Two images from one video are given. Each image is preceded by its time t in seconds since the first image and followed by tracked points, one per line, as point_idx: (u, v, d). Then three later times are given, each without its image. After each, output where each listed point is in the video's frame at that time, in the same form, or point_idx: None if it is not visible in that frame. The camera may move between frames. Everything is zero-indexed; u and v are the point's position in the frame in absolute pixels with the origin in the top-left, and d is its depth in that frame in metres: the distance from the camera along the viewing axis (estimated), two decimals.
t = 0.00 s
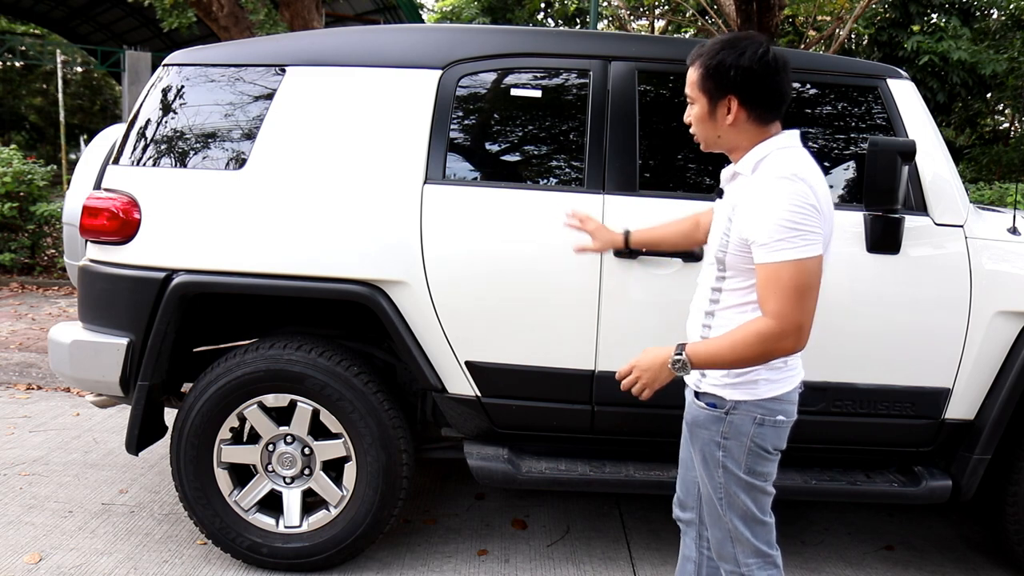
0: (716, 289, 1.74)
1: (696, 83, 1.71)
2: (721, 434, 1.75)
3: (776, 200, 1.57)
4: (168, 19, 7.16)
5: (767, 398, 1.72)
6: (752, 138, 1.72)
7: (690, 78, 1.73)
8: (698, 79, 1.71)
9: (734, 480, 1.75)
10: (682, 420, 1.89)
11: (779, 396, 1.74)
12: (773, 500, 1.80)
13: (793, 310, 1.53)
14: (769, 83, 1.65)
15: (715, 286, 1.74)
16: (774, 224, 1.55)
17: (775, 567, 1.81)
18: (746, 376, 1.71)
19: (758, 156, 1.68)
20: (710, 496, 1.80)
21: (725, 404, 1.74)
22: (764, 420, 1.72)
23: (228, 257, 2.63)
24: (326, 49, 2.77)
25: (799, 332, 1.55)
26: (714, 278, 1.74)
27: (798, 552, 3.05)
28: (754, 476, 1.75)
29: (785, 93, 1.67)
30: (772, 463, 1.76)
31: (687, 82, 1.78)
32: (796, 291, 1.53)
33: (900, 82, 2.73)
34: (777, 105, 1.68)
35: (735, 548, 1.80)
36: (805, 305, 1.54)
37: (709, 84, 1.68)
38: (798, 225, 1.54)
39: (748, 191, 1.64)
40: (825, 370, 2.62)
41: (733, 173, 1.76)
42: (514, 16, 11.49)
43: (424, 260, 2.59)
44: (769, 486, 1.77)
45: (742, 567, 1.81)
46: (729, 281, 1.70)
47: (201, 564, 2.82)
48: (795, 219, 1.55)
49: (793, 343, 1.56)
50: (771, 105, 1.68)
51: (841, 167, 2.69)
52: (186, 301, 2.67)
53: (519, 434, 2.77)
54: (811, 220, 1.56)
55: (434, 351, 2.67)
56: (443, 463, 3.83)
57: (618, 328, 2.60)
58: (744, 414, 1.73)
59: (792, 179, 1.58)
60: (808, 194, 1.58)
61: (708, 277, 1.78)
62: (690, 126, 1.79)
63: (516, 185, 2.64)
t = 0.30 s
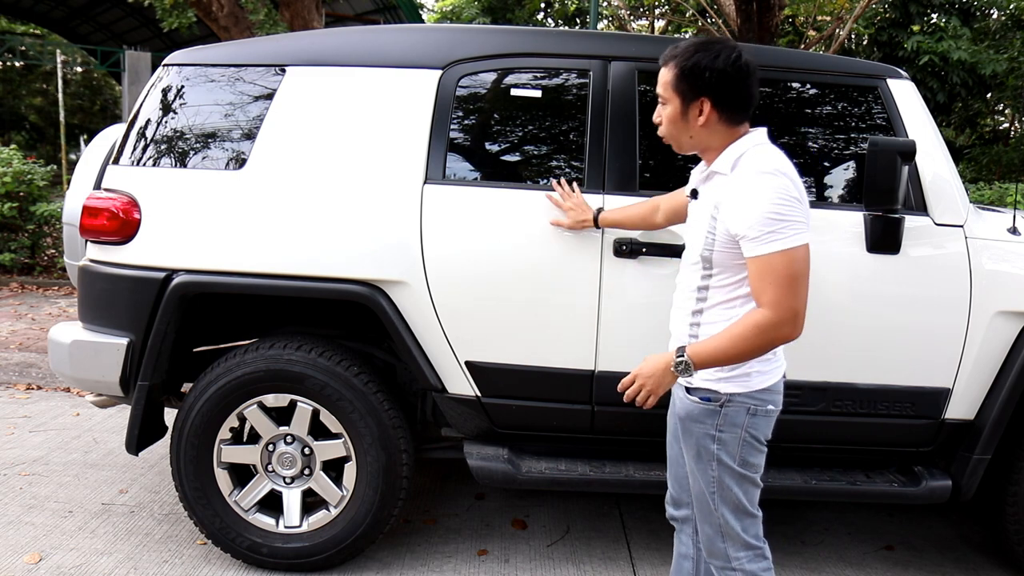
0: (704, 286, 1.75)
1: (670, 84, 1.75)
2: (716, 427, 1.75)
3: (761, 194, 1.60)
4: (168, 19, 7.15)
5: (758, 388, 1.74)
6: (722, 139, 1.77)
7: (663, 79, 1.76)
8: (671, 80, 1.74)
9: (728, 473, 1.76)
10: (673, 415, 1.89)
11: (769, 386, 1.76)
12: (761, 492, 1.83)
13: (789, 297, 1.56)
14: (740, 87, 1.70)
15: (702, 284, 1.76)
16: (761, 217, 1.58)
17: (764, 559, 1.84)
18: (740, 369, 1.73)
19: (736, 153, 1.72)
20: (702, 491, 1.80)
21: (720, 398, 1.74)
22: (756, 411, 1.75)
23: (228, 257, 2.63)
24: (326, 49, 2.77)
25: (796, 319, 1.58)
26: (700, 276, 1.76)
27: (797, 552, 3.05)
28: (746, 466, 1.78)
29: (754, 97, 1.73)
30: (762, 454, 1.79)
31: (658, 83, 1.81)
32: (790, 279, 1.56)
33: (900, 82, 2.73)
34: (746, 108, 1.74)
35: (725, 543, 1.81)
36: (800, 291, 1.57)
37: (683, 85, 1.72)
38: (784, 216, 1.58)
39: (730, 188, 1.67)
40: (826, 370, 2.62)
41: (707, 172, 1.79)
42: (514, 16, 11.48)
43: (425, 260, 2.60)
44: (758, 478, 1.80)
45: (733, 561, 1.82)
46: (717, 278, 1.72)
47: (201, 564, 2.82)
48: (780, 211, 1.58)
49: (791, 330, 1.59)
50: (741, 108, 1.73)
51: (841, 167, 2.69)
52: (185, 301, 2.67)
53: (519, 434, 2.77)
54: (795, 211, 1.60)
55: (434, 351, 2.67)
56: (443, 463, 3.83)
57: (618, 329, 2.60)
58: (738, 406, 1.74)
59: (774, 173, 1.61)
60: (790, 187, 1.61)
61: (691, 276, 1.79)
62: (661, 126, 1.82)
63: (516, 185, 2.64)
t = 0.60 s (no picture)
0: (694, 290, 1.75)
1: (643, 92, 1.75)
2: (715, 421, 1.76)
3: (749, 197, 1.61)
4: (168, 19, 7.14)
5: (752, 381, 1.77)
6: (699, 143, 1.77)
7: (636, 88, 1.76)
8: (644, 88, 1.74)
9: (726, 466, 1.78)
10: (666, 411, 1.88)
11: (760, 378, 1.80)
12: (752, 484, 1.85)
13: (780, 296, 1.58)
14: (712, 92, 1.71)
15: (692, 287, 1.76)
16: (750, 221, 1.59)
17: (758, 552, 1.86)
18: (736, 363, 1.75)
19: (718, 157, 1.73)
20: (700, 486, 1.80)
21: (718, 392, 1.75)
22: (751, 402, 1.78)
23: (228, 257, 2.63)
24: (326, 49, 2.77)
25: (787, 315, 1.60)
26: (688, 279, 1.76)
27: (797, 553, 3.05)
28: (742, 458, 1.80)
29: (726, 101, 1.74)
30: (755, 445, 1.82)
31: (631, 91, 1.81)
32: (781, 279, 1.58)
33: (900, 82, 2.73)
34: (720, 112, 1.74)
35: (722, 538, 1.82)
36: (791, 290, 1.59)
37: (657, 93, 1.72)
38: (771, 219, 1.59)
39: (716, 192, 1.68)
40: (825, 370, 2.62)
41: (688, 177, 1.80)
42: (514, 16, 11.47)
43: (424, 260, 2.60)
44: (751, 470, 1.83)
45: (729, 556, 1.83)
46: (708, 281, 1.73)
47: (201, 564, 2.82)
48: (767, 214, 1.60)
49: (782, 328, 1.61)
50: (715, 113, 1.74)
51: (841, 167, 2.69)
52: (185, 301, 2.68)
53: (519, 434, 2.77)
54: (781, 213, 1.61)
55: (434, 350, 2.67)
56: (443, 463, 3.83)
57: (618, 328, 2.60)
58: (735, 398, 1.76)
59: (760, 177, 1.63)
60: (775, 190, 1.63)
61: (679, 280, 1.79)
62: (638, 133, 1.82)
63: (516, 185, 2.64)
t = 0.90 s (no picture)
0: (690, 285, 1.76)
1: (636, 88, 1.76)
2: (713, 415, 1.77)
3: (745, 188, 1.63)
4: (168, 19, 7.13)
5: (748, 375, 1.79)
6: (691, 139, 1.78)
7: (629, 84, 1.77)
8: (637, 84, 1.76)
9: (723, 460, 1.79)
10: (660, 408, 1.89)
11: (756, 372, 1.81)
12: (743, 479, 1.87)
13: (775, 287, 1.59)
14: (705, 88, 1.73)
15: (687, 282, 1.76)
16: (746, 212, 1.61)
17: (747, 550, 1.87)
18: (733, 358, 1.76)
19: (710, 153, 1.75)
20: (695, 483, 1.80)
21: (715, 387, 1.76)
22: (747, 397, 1.80)
23: (228, 257, 2.63)
24: (326, 49, 2.77)
25: (782, 305, 1.61)
26: (684, 275, 1.77)
27: (797, 553, 3.05)
28: (737, 453, 1.81)
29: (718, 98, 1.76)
30: (749, 439, 1.84)
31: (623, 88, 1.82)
32: (776, 270, 1.59)
33: (900, 82, 2.73)
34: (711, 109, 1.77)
35: (713, 537, 1.83)
36: (785, 281, 1.61)
37: (651, 88, 1.74)
38: (767, 210, 1.61)
39: (710, 186, 1.69)
40: (825, 370, 2.62)
41: (679, 174, 1.80)
42: (514, 16, 11.47)
43: (424, 260, 2.60)
44: (744, 466, 1.85)
45: (721, 554, 1.84)
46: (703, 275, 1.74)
47: (201, 564, 2.82)
48: (762, 205, 1.62)
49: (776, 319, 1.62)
50: (707, 109, 1.76)
51: (841, 167, 2.69)
52: (185, 301, 2.68)
53: (519, 434, 2.77)
54: (775, 205, 1.64)
55: (434, 350, 2.67)
56: (443, 463, 3.83)
57: (618, 328, 2.60)
58: (732, 393, 1.77)
59: (753, 171, 1.66)
60: (768, 183, 1.66)
61: (674, 276, 1.79)
62: (631, 129, 1.83)
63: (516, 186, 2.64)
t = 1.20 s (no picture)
0: (686, 284, 1.76)
1: (653, 80, 1.75)
2: (710, 417, 1.77)
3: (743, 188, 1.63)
4: (168, 19, 7.13)
5: (746, 378, 1.78)
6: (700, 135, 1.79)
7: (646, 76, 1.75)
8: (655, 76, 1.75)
9: (720, 461, 1.79)
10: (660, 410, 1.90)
11: (754, 375, 1.80)
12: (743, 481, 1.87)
13: (773, 286, 1.60)
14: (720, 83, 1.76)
15: (685, 282, 1.77)
16: (744, 211, 1.61)
17: (749, 551, 1.87)
18: (730, 360, 1.76)
19: (710, 151, 1.75)
20: (694, 484, 1.80)
21: (712, 389, 1.76)
22: (744, 398, 1.80)
23: (228, 257, 2.63)
24: (326, 49, 2.77)
25: (781, 305, 1.61)
26: (681, 274, 1.77)
27: (797, 553, 3.05)
28: (735, 455, 1.81)
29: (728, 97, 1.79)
30: (748, 442, 1.83)
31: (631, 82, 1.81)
32: (775, 269, 1.60)
33: (900, 82, 2.73)
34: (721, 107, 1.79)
35: (713, 538, 1.82)
36: (783, 281, 1.61)
37: (670, 80, 1.73)
38: (765, 209, 1.61)
39: (709, 185, 1.69)
40: (825, 370, 2.62)
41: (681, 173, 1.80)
42: (514, 16, 11.47)
43: (424, 260, 2.60)
44: (744, 468, 1.84)
45: (721, 556, 1.83)
46: (700, 274, 1.74)
47: (201, 564, 2.82)
48: (759, 204, 1.62)
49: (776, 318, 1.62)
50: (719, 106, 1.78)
51: (841, 167, 2.69)
52: (185, 301, 2.68)
53: (519, 434, 2.77)
54: (773, 203, 1.64)
55: (434, 350, 2.67)
56: (443, 463, 3.83)
57: (618, 328, 2.60)
58: (729, 395, 1.77)
59: (751, 169, 1.65)
60: (765, 181, 1.66)
61: (672, 275, 1.80)
62: (639, 124, 1.81)
63: (516, 186, 2.64)
